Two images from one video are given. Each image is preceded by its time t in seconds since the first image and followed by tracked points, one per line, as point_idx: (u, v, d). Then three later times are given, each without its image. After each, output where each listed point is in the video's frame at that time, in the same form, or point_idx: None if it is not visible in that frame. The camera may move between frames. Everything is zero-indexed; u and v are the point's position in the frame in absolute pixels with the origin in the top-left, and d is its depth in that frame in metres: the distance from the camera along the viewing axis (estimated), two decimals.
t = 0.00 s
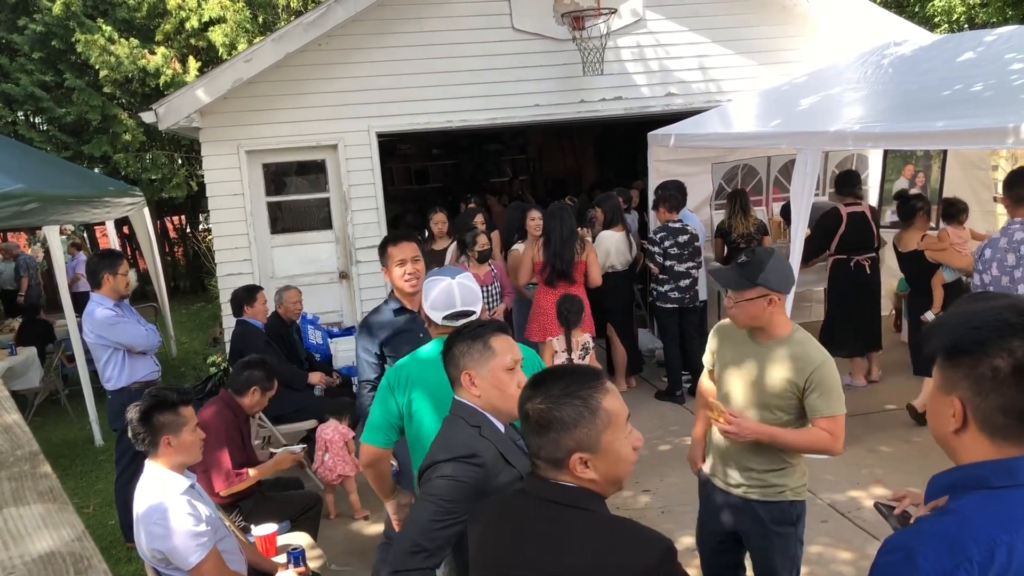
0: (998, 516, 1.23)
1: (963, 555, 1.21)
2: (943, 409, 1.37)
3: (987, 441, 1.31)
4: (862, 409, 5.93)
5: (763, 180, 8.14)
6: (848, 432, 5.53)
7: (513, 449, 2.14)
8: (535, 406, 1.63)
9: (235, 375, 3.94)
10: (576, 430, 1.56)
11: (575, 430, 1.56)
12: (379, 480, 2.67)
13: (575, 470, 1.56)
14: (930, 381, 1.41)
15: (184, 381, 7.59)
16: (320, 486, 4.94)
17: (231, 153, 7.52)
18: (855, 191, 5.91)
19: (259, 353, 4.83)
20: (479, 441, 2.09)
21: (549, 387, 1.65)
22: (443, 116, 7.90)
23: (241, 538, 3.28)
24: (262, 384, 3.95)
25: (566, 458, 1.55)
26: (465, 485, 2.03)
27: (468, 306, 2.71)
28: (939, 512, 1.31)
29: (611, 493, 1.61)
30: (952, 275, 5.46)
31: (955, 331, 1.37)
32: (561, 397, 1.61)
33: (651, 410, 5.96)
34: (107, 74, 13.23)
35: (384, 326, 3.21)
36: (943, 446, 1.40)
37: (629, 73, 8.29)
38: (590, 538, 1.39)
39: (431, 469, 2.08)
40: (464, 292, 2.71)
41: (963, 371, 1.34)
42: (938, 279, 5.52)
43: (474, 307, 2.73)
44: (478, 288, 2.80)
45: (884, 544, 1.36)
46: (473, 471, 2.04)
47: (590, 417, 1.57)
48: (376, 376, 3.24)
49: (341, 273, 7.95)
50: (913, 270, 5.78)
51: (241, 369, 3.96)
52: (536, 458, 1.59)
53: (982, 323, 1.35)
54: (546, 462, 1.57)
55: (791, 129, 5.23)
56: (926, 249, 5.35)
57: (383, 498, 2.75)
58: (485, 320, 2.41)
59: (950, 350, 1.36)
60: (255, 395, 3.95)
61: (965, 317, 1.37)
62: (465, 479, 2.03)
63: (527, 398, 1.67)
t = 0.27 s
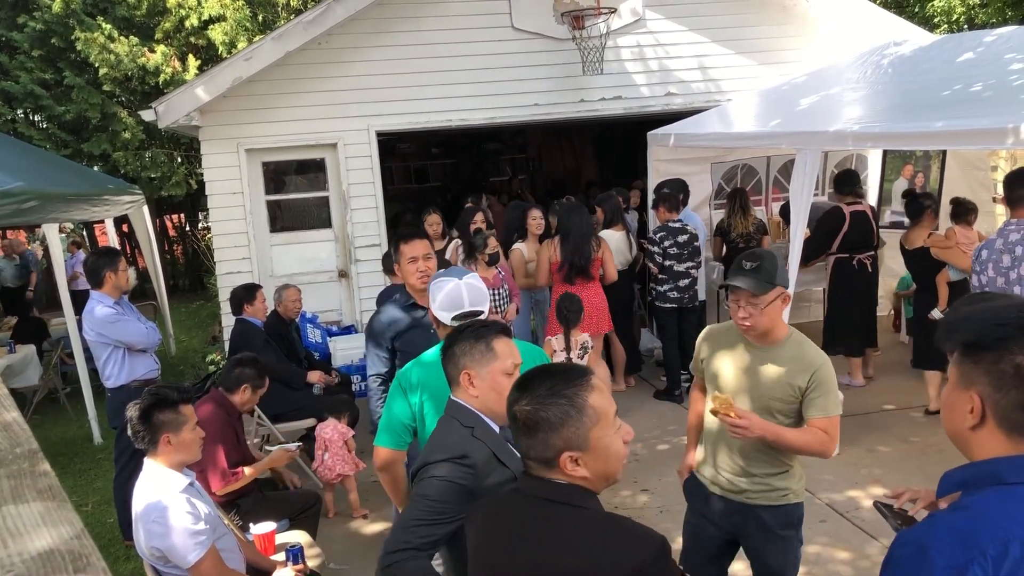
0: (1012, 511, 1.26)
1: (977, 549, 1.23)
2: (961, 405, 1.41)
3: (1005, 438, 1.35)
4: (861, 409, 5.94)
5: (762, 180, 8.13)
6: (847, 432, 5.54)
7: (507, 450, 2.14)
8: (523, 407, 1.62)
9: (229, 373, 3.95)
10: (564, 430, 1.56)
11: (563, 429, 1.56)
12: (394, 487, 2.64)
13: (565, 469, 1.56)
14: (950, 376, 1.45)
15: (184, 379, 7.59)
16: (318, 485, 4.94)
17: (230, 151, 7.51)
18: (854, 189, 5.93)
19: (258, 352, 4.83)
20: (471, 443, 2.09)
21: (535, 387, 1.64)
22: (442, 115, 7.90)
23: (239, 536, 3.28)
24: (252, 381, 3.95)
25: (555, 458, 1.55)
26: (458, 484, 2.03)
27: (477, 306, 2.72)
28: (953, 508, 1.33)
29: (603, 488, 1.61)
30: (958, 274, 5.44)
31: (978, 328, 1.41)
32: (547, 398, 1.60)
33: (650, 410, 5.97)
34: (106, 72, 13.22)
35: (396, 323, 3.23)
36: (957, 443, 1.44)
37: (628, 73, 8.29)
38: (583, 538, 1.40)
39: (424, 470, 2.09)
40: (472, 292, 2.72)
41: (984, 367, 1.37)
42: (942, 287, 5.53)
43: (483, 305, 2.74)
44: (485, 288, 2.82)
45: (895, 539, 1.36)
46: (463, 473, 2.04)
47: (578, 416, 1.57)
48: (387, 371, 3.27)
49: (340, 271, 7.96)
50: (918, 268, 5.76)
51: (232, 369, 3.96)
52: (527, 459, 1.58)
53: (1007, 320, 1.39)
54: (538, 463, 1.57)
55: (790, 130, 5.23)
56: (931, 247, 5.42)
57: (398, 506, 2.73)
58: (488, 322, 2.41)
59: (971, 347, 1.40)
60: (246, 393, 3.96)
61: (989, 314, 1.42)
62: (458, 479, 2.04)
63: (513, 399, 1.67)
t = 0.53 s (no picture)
0: (1019, 509, 1.26)
1: (987, 547, 1.24)
2: (967, 404, 1.40)
3: (1012, 437, 1.35)
4: (861, 409, 5.94)
5: (762, 180, 8.11)
6: (847, 431, 5.54)
7: (500, 454, 2.11)
8: (529, 400, 1.62)
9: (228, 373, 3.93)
10: (571, 422, 1.56)
11: (571, 421, 1.56)
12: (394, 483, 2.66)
13: (571, 463, 1.55)
14: (954, 376, 1.45)
15: (184, 378, 7.59)
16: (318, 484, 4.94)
17: (230, 150, 7.51)
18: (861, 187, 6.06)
19: (258, 351, 4.82)
20: (460, 448, 2.08)
21: (540, 380, 1.64)
22: (442, 113, 7.90)
23: (239, 535, 3.28)
24: (252, 380, 3.94)
25: (562, 451, 1.55)
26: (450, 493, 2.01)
27: (478, 304, 2.72)
28: (961, 506, 1.33)
29: (611, 484, 1.60)
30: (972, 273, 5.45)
31: (985, 328, 1.41)
32: (555, 389, 1.61)
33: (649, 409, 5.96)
34: (106, 70, 13.21)
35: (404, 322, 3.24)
36: (961, 442, 1.43)
37: (629, 72, 8.29)
38: (587, 532, 1.41)
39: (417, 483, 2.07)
40: (473, 291, 2.72)
41: (991, 367, 1.37)
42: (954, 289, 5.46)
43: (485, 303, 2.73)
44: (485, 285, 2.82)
45: (904, 539, 1.36)
46: (456, 481, 2.03)
47: (586, 407, 1.57)
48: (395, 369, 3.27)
49: (340, 270, 7.95)
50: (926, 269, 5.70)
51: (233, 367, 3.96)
52: (534, 453, 1.58)
53: (1015, 319, 1.39)
54: (544, 458, 1.56)
55: (791, 129, 5.23)
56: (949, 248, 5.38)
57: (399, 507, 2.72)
58: (489, 323, 2.41)
59: (978, 346, 1.40)
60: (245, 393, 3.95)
61: (997, 314, 1.42)
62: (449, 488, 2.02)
63: (519, 393, 1.67)
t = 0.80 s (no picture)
0: None
1: (991, 549, 1.23)
2: (969, 407, 1.41)
3: (1014, 440, 1.36)
4: (861, 409, 5.93)
5: (763, 180, 8.10)
6: (847, 432, 5.54)
7: (497, 450, 2.14)
8: (571, 398, 1.65)
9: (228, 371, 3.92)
10: (618, 418, 1.59)
11: (615, 420, 1.58)
12: (390, 476, 2.64)
13: (612, 462, 1.57)
14: (954, 380, 1.46)
15: (183, 377, 7.59)
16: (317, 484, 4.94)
17: (230, 149, 7.50)
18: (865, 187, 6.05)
19: (258, 350, 4.82)
20: (463, 448, 2.08)
21: (584, 377, 1.68)
22: (442, 113, 7.89)
23: (238, 534, 3.27)
24: (252, 379, 3.94)
25: (606, 449, 1.57)
26: (463, 493, 2.01)
27: (475, 301, 2.71)
28: (966, 507, 1.33)
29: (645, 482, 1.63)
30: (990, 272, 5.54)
31: (985, 331, 1.41)
32: (599, 387, 1.63)
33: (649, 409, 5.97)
34: (107, 69, 13.22)
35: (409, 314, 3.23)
36: (961, 445, 1.45)
37: (629, 72, 8.28)
38: (623, 530, 1.40)
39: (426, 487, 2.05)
40: (470, 288, 2.71)
41: (991, 370, 1.38)
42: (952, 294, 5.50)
43: (481, 301, 2.72)
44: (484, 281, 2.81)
45: (907, 541, 1.35)
46: (470, 481, 2.03)
47: (629, 407, 1.60)
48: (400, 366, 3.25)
49: (340, 269, 7.94)
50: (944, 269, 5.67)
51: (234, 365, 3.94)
52: (574, 449, 1.59)
53: (1014, 322, 1.39)
54: (584, 454, 1.58)
55: (791, 129, 5.22)
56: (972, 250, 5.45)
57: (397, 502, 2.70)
58: (483, 325, 2.42)
59: (977, 350, 1.41)
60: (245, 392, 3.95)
61: (995, 316, 1.42)
62: (461, 488, 2.02)
63: (561, 390, 1.69)
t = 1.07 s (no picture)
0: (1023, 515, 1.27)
1: (987, 554, 1.24)
2: (963, 415, 1.42)
3: (1008, 444, 1.37)
4: (861, 409, 5.93)
5: (763, 180, 8.10)
6: (847, 432, 5.54)
7: (497, 447, 2.16)
8: (627, 398, 1.62)
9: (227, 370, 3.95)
10: (672, 428, 1.55)
11: (669, 428, 1.56)
12: (380, 472, 2.65)
13: (658, 469, 1.55)
14: (947, 385, 1.46)
15: (183, 376, 7.59)
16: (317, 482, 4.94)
17: (230, 148, 7.50)
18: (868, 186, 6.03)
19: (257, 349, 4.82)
20: (466, 448, 2.09)
21: (645, 379, 1.65)
22: (442, 112, 7.89)
23: (237, 533, 3.26)
24: (252, 377, 3.94)
25: (654, 456, 1.55)
26: (468, 492, 2.02)
27: (469, 299, 2.71)
28: (964, 512, 1.34)
29: (683, 495, 1.62)
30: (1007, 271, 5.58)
31: (975, 336, 1.40)
32: (662, 391, 1.60)
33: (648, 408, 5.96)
34: (107, 68, 13.23)
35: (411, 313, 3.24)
36: (957, 449, 1.47)
37: (630, 71, 8.28)
38: (654, 539, 1.41)
39: (430, 489, 2.06)
40: (464, 286, 2.71)
41: (982, 377, 1.38)
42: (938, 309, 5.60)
43: (476, 299, 2.72)
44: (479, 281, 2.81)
45: (903, 544, 1.37)
46: (478, 480, 2.04)
47: (684, 417, 1.57)
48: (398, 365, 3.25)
49: (340, 268, 7.95)
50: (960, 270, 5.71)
51: (234, 364, 3.97)
52: (622, 453, 1.57)
53: (1003, 328, 1.38)
54: (629, 458, 1.56)
55: (792, 129, 5.21)
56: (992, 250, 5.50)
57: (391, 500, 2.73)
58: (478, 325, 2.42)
59: (966, 357, 1.41)
60: (245, 390, 3.95)
61: (983, 321, 1.41)
62: (465, 488, 2.03)
63: (617, 390, 1.66)
